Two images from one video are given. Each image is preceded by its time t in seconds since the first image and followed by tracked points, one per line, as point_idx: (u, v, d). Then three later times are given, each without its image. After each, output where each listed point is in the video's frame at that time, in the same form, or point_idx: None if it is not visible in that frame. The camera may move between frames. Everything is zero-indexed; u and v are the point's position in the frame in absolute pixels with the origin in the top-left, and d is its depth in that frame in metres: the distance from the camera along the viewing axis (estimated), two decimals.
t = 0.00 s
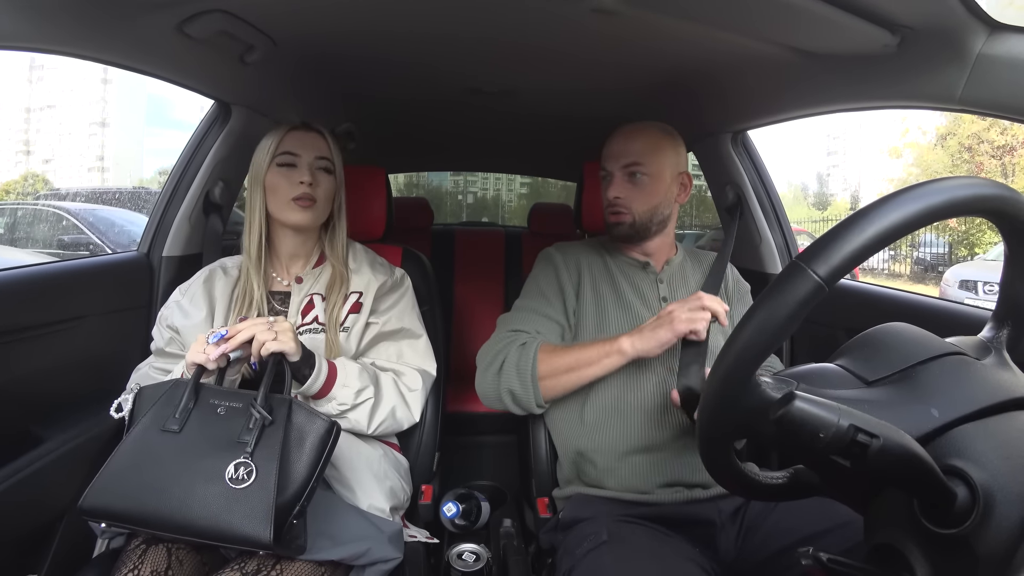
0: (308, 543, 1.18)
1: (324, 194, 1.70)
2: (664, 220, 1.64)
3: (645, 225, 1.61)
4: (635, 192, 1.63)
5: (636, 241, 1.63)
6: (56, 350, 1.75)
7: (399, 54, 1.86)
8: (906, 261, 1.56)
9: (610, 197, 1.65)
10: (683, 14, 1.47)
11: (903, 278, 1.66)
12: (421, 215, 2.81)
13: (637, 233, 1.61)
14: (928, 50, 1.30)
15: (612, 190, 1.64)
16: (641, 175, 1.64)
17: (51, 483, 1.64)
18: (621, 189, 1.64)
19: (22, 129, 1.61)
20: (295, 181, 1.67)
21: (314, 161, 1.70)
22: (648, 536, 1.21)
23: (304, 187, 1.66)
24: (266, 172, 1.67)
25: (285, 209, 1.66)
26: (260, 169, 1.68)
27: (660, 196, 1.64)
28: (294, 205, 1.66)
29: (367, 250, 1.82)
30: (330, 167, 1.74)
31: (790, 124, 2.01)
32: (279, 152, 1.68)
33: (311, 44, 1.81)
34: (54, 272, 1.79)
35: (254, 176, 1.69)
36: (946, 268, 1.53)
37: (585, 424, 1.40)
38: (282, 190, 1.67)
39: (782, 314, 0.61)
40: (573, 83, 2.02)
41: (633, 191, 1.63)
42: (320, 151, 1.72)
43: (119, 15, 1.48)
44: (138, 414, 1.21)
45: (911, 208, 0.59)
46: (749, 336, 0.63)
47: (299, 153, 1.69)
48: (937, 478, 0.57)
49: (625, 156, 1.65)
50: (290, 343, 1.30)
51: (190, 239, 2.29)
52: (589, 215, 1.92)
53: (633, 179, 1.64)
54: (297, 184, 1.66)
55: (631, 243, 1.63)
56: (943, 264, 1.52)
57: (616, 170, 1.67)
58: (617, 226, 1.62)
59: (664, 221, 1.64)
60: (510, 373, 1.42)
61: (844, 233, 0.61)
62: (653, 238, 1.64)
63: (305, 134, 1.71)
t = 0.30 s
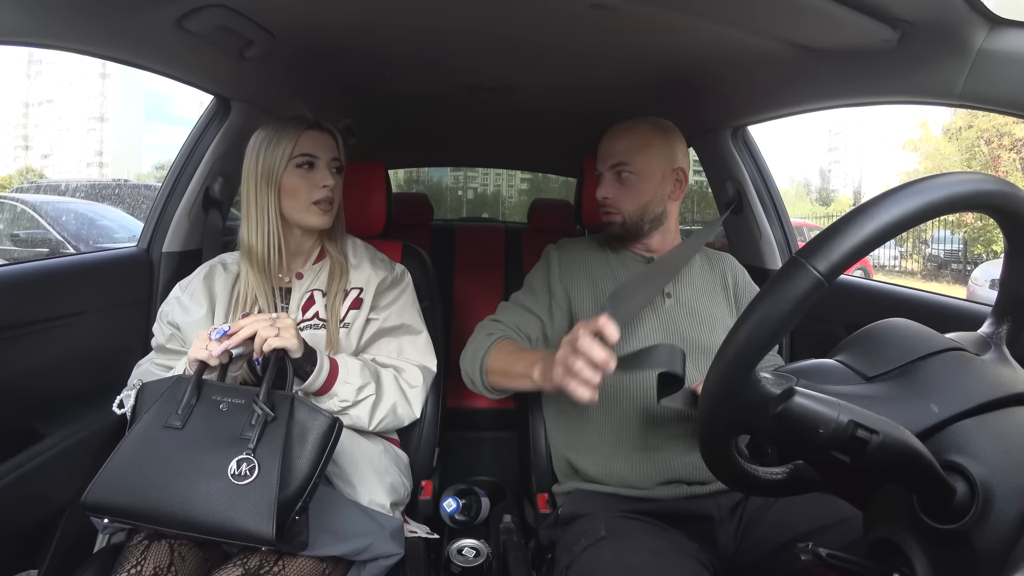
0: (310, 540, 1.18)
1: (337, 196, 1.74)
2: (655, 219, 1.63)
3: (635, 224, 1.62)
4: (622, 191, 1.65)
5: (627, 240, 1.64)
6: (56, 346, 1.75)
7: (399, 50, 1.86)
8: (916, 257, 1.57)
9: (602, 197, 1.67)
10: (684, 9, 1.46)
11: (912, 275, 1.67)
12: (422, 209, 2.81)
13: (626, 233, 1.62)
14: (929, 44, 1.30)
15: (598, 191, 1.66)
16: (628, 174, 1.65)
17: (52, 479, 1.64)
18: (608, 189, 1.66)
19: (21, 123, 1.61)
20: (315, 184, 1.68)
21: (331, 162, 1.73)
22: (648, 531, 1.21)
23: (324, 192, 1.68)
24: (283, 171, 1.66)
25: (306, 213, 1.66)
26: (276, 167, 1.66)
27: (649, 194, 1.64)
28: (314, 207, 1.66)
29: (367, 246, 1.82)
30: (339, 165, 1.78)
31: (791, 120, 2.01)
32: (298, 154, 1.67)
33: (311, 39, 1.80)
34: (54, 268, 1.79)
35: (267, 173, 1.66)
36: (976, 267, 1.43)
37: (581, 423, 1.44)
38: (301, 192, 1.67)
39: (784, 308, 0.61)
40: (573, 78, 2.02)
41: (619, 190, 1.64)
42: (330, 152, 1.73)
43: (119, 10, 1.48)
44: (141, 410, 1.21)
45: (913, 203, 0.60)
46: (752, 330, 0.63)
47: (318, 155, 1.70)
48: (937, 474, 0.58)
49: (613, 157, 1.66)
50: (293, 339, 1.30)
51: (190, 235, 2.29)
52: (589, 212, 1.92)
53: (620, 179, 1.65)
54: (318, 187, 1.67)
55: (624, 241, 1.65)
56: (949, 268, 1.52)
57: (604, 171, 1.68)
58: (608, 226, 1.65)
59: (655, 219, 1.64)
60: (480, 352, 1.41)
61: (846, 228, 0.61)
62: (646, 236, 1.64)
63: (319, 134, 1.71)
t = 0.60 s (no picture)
0: (309, 538, 1.18)
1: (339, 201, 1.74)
2: (653, 218, 1.62)
3: (632, 222, 1.61)
4: (620, 189, 1.65)
5: (623, 238, 1.63)
6: (57, 343, 1.75)
7: (399, 48, 1.86)
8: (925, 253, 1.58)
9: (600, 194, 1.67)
10: (685, 8, 1.46)
11: (925, 278, 1.66)
12: (421, 208, 2.80)
13: (622, 228, 1.62)
14: (929, 42, 1.30)
15: (597, 188, 1.67)
16: (627, 172, 1.65)
17: (52, 478, 1.64)
18: (607, 186, 1.66)
19: (22, 119, 1.61)
20: (318, 189, 1.68)
21: (333, 166, 1.72)
22: (647, 530, 1.22)
23: (326, 196, 1.68)
24: (286, 172, 1.66)
25: (306, 216, 1.66)
26: (280, 167, 1.66)
27: (647, 193, 1.63)
28: (315, 211, 1.67)
29: (367, 245, 1.82)
30: (342, 168, 1.78)
31: (791, 119, 2.00)
32: (302, 158, 1.67)
33: (311, 38, 1.80)
34: (55, 266, 1.79)
35: (270, 174, 1.66)
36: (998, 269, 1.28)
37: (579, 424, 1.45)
38: (303, 194, 1.67)
39: (784, 306, 0.61)
40: (574, 77, 2.01)
41: (617, 188, 1.65)
42: (333, 155, 1.73)
43: (119, 8, 1.47)
44: (141, 408, 1.21)
45: (913, 202, 0.59)
46: (751, 329, 0.63)
47: (322, 158, 1.70)
48: (937, 473, 0.58)
49: (611, 154, 1.67)
50: (292, 338, 1.30)
51: (190, 234, 2.29)
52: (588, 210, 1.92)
53: (619, 177, 1.66)
54: (321, 193, 1.67)
55: (622, 239, 1.64)
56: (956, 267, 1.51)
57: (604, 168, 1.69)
58: (605, 223, 1.65)
59: (653, 219, 1.62)
60: (473, 382, 1.54)
61: (846, 226, 0.60)
62: (644, 235, 1.63)
63: (325, 138, 1.71)
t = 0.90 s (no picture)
0: (309, 539, 1.18)
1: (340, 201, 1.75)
2: (649, 220, 1.62)
3: (628, 226, 1.61)
4: (616, 193, 1.65)
5: (620, 242, 1.64)
6: (57, 345, 1.75)
7: (400, 49, 1.86)
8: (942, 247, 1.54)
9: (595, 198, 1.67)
10: (686, 9, 1.46)
11: (942, 281, 1.62)
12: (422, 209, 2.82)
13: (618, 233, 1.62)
14: (929, 43, 1.30)
15: (592, 193, 1.66)
16: (621, 176, 1.65)
17: (52, 479, 1.64)
18: (602, 191, 1.66)
19: (22, 122, 1.61)
20: (320, 189, 1.68)
21: (333, 166, 1.73)
22: (647, 531, 1.21)
23: (327, 197, 1.68)
24: (288, 173, 1.66)
25: (308, 216, 1.66)
26: (281, 168, 1.66)
27: (642, 196, 1.63)
28: (317, 211, 1.67)
29: (367, 246, 1.82)
30: (342, 169, 1.79)
31: (791, 120, 2.01)
32: (303, 157, 1.67)
33: (311, 38, 1.80)
34: (55, 268, 1.79)
35: (271, 174, 1.66)
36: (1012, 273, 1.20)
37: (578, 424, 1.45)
38: (304, 195, 1.67)
39: (784, 307, 0.61)
40: (574, 78, 2.01)
41: (612, 192, 1.65)
42: (334, 156, 1.74)
43: (119, 9, 1.47)
44: (141, 409, 1.21)
45: (913, 203, 0.59)
46: (750, 329, 0.63)
47: (323, 158, 1.70)
48: (937, 474, 0.57)
49: (605, 159, 1.66)
50: (292, 339, 1.30)
51: (190, 234, 2.29)
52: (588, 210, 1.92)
53: (613, 181, 1.66)
54: (323, 192, 1.68)
55: (619, 243, 1.64)
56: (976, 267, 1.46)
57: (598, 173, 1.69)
58: (602, 227, 1.65)
59: (649, 221, 1.62)
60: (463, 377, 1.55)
61: (847, 227, 0.60)
62: (641, 237, 1.63)
63: (326, 138, 1.71)
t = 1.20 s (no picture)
0: (309, 540, 1.18)
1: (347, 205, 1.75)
2: (661, 222, 1.64)
3: (643, 227, 1.62)
4: (632, 193, 1.64)
5: (630, 244, 1.64)
6: (57, 347, 1.75)
7: (400, 51, 1.86)
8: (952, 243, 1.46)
9: (611, 198, 1.65)
10: (686, 11, 1.46)
11: (957, 283, 1.56)
12: (422, 211, 2.82)
13: (634, 235, 1.62)
14: (929, 45, 1.30)
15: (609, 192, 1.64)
16: (639, 176, 1.64)
17: (51, 481, 1.64)
18: (619, 190, 1.65)
19: (22, 124, 1.61)
20: (328, 192, 1.69)
21: (343, 170, 1.74)
22: (649, 533, 1.21)
23: (335, 200, 1.69)
24: (297, 175, 1.67)
25: (314, 219, 1.67)
26: (291, 171, 1.66)
27: (658, 198, 1.64)
28: (325, 214, 1.67)
29: (370, 249, 1.82)
30: (350, 173, 1.79)
31: (791, 121, 2.01)
32: (313, 160, 1.67)
33: (312, 40, 1.80)
34: (55, 270, 1.79)
35: (281, 177, 1.67)
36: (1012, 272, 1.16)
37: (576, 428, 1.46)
38: (313, 197, 1.67)
39: (784, 309, 0.61)
40: (574, 80, 2.02)
41: (629, 192, 1.64)
42: (344, 159, 1.75)
43: (120, 10, 1.47)
44: (142, 411, 1.21)
45: (915, 204, 0.60)
46: (751, 331, 0.63)
47: (332, 162, 1.70)
48: (937, 476, 0.57)
49: (624, 159, 1.65)
50: (293, 341, 1.30)
51: (190, 236, 2.29)
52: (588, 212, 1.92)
53: (630, 181, 1.65)
54: (330, 196, 1.68)
55: (628, 244, 1.64)
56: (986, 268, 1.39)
57: (614, 172, 1.66)
58: (616, 227, 1.63)
59: (661, 223, 1.64)
60: (462, 376, 1.55)
61: (848, 228, 0.61)
62: (649, 239, 1.64)
63: (336, 142, 1.72)
